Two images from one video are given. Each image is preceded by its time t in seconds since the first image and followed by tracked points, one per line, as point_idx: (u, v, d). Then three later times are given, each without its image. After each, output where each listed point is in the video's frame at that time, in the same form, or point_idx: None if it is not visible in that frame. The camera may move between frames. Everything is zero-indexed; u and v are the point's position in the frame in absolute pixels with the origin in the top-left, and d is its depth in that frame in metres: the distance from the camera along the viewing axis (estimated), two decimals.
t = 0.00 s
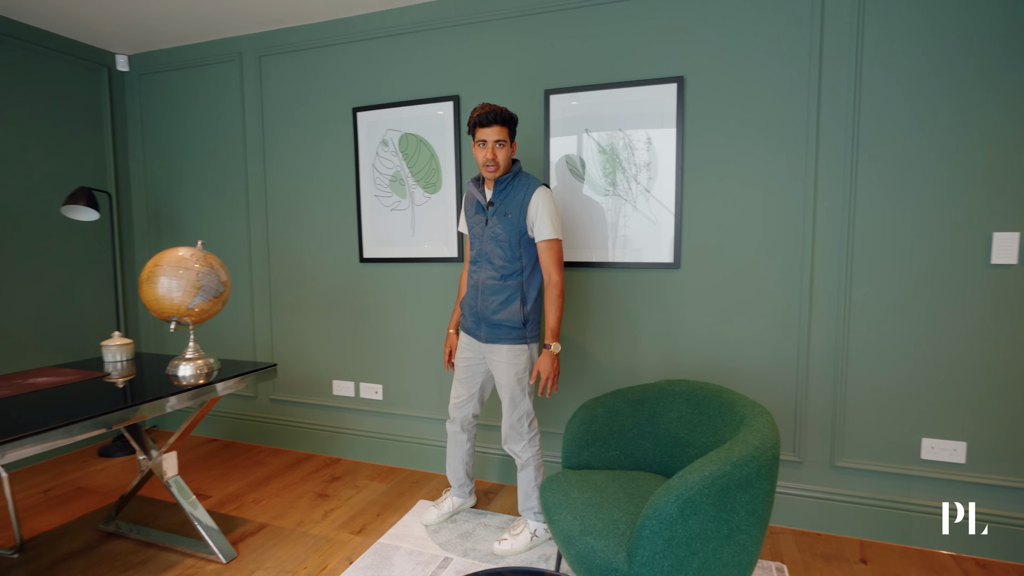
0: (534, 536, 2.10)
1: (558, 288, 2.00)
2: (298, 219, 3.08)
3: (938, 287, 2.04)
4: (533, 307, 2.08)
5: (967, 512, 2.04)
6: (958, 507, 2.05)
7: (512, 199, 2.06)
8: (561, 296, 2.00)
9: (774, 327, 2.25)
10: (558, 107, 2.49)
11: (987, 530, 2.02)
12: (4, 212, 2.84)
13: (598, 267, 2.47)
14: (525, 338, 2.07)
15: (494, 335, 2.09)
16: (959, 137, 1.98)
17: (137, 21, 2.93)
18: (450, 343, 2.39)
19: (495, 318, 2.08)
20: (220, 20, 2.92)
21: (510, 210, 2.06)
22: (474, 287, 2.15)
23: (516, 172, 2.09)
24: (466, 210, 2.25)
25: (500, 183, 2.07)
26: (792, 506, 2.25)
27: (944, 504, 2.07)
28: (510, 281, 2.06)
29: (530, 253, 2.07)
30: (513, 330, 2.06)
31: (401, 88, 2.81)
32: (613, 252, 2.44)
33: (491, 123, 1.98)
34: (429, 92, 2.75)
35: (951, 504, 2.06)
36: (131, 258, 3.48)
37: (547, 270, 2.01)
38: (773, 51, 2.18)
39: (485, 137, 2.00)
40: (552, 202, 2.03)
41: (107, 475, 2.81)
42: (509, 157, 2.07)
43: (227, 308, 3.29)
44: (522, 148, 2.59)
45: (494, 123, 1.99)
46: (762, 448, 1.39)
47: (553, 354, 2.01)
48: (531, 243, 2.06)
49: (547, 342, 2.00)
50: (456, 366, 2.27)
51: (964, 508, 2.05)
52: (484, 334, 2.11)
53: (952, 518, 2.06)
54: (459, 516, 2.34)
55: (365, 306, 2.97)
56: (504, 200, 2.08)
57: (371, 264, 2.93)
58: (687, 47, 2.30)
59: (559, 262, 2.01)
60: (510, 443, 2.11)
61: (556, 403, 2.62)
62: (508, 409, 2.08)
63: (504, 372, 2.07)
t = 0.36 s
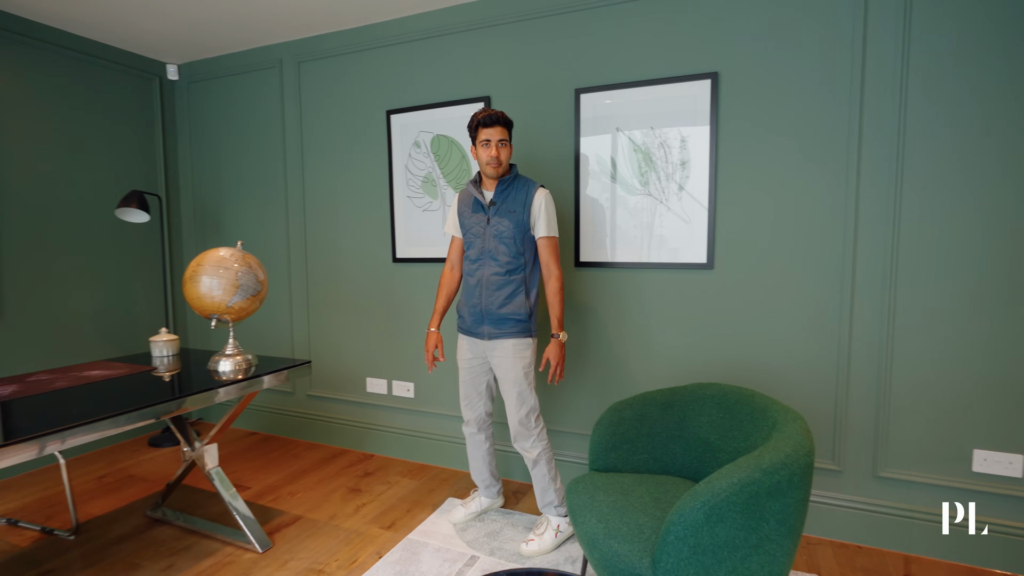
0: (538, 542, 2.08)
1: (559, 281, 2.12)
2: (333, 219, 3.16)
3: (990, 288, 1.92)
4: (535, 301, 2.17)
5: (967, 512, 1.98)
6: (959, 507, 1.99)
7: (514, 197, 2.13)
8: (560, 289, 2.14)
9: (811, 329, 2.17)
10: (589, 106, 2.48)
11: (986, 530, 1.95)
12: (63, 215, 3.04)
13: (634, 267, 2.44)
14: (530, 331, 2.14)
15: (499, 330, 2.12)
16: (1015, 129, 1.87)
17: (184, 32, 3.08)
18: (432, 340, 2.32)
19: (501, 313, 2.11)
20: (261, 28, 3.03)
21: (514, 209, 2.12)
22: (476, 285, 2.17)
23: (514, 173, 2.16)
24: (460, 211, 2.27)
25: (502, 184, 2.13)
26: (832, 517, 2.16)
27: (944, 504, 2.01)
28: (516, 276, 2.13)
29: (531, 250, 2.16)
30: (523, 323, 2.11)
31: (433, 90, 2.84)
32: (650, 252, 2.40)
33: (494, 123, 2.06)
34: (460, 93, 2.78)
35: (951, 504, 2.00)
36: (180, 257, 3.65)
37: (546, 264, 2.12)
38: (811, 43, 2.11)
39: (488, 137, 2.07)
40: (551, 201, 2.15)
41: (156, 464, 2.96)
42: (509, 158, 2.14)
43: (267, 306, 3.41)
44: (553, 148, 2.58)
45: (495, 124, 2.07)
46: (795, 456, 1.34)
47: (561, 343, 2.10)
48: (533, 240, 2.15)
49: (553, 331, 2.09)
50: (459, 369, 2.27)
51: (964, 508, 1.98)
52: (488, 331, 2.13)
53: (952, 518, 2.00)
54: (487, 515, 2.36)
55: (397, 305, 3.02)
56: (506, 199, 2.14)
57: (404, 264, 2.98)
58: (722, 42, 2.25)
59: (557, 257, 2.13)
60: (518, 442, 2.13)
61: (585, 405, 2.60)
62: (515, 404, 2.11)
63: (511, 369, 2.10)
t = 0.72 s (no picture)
0: (554, 546, 2.06)
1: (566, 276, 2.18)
2: (365, 220, 3.21)
3: None
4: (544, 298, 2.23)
5: (967, 512, 1.93)
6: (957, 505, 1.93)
7: (524, 198, 2.15)
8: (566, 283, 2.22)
9: (849, 335, 2.08)
10: (618, 104, 2.44)
11: (986, 530, 1.90)
12: (112, 217, 3.20)
13: (668, 268, 2.38)
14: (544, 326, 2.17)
15: (515, 328, 2.13)
16: None
17: (224, 39, 3.19)
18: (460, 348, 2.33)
19: (517, 311, 2.13)
20: (296, 34, 3.11)
21: (525, 209, 2.14)
22: (489, 285, 2.17)
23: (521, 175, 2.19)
24: (467, 213, 2.27)
25: (512, 185, 2.15)
26: (872, 531, 2.06)
27: (943, 503, 1.96)
28: (529, 274, 2.16)
29: (541, 248, 2.19)
30: (537, 320, 2.14)
31: (463, 91, 2.85)
32: (686, 252, 2.34)
33: (497, 127, 2.08)
34: (489, 94, 2.78)
35: (950, 502, 1.95)
36: (220, 257, 3.79)
37: (552, 262, 2.19)
38: (852, 34, 2.01)
39: (492, 141, 2.10)
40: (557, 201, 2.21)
41: (196, 456, 3.07)
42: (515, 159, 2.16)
43: (302, 304, 3.50)
44: (582, 147, 2.55)
45: (499, 128, 2.09)
46: (828, 466, 1.27)
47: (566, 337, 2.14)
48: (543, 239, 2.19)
49: (560, 327, 2.13)
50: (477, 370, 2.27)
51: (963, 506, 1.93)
52: (504, 329, 2.14)
53: (952, 518, 1.95)
54: (512, 517, 2.34)
55: (425, 304, 3.04)
56: (516, 200, 2.15)
57: (433, 264, 3.00)
58: (757, 35, 2.17)
59: (562, 254, 2.19)
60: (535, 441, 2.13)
61: (613, 407, 2.56)
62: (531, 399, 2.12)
63: (528, 365, 2.12)
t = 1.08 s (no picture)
0: (496, 543, 2.02)
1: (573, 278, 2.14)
2: (391, 220, 3.24)
3: None
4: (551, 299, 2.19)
5: (967, 511, 1.87)
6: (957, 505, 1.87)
7: (526, 198, 2.16)
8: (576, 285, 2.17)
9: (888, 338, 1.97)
10: (644, 101, 2.39)
11: (986, 530, 1.84)
12: (153, 218, 3.33)
13: (700, 268, 2.31)
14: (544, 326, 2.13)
15: (514, 327, 2.12)
16: None
17: (257, 45, 3.27)
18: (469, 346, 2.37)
19: (516, 311, 2.13)
20: (326, 37, 3.16)
21: (526, 209, 2.14)
22: (493, 285, 2.19)
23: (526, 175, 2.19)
24: (478, 216, 2.34)
25: (514, 185, 2.16)
26: (912, 546, 1.96)
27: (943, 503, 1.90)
28: (531, 274, 2.14)
29: (545, 247, 2.17)
30: (539, 321, 2.12)
31: (488, 90, 2.84)
32: (719, 252, 2.25)
33: (499, 129, 2.10)
34: (514, 93, 2.76)
35: (950, 502, 1.89)
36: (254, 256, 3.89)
37: (558, 262, 2.14)
38: (894, 21, 1.90)
39: (494, 143, 2.13)
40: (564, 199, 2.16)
41: (229, 450, 3.16)
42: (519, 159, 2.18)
43: (331, 303, 3.57)
44: (607, 145, 2.50)
45: (501, 130, 2.11)
46: (858, 480, 1.20)
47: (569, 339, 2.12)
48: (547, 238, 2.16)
49: (562, 328, 2.12)
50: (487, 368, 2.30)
51: (963, 506, 1.87)
52: (504, 328, 2.14)
53: (952, 518, 1.89)
54: (533, 519, 2.32)
55: (450, 304, 3.05)
56: (519, 200, 2.17)
57: (457, 264, 3.00)
58: (791, 26, 2.08)
59: (569, 254, 2.13)
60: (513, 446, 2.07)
61: (638, 411, 2.50)
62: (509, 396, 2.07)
63: (513, 361, 2.08)
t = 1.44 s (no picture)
0: (440, 508, 2.30)
1: (552, 285, 2.05)
2: (416, 219, 3.27)
3: None
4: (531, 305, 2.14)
5: (967, 511, 1.83)
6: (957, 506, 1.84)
7: (512, 199, 2.19)
8: (554, 294, 2.05)
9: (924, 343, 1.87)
10: (670, 97, 2.34)
11: (987, 530, 1.81)
12: (190, 218, 3.44)
13: (730, 267, 2.24)
14: (517, 331, 2.13)
15: (489, 327, 2.19)
16: None
17: (289, 48, 3.34)
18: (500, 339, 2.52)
19: (493, 311, 2.18)
20: (354, 38, 3.20)
21: (510, 211, 2.17)
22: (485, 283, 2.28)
23: (518, 176, 2.20)
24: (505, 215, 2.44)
25: (503, 188, 2.22)
26: (949, 560, 1.87)
27: (943, 503, 1.86)
28: (508, 277, 2.16)
29: (529, 250, 2.14)
30: (508, 324, 2.14)
31: (512, 88, 2.83)
32: (752, 251, 2.18)
33: (481, 136, 2.18)
34: (538, 89, 2.74)
35: (951, 502, 1.85)
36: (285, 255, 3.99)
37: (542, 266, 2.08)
38: (935, 8, 1.80)
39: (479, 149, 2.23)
40: (547, 200, 2.08)
41: (259, 443, 3.24)
42: (505, 164, 2.21)
43: (359, 301, 3.62)
44: (631, 142, 2.46)
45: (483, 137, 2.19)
46: (887, 490, 1.13)
47: (542, 348, 2.07)
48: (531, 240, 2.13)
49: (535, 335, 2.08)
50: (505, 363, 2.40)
51: (963, 506, 1.83)
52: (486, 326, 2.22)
53: (952, 517, 1.86)
54: (553, 521, 2.30)
55: (474, 303, 3.05)
56: (507, 202, 2.22)
57: (481, 262, 3.00)
58: (825, 15, 2.00)
59: (552, 260, 2.04)
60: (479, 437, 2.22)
61: (661, 413, 2.45)
62: (482, 391, 2.20)
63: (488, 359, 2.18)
